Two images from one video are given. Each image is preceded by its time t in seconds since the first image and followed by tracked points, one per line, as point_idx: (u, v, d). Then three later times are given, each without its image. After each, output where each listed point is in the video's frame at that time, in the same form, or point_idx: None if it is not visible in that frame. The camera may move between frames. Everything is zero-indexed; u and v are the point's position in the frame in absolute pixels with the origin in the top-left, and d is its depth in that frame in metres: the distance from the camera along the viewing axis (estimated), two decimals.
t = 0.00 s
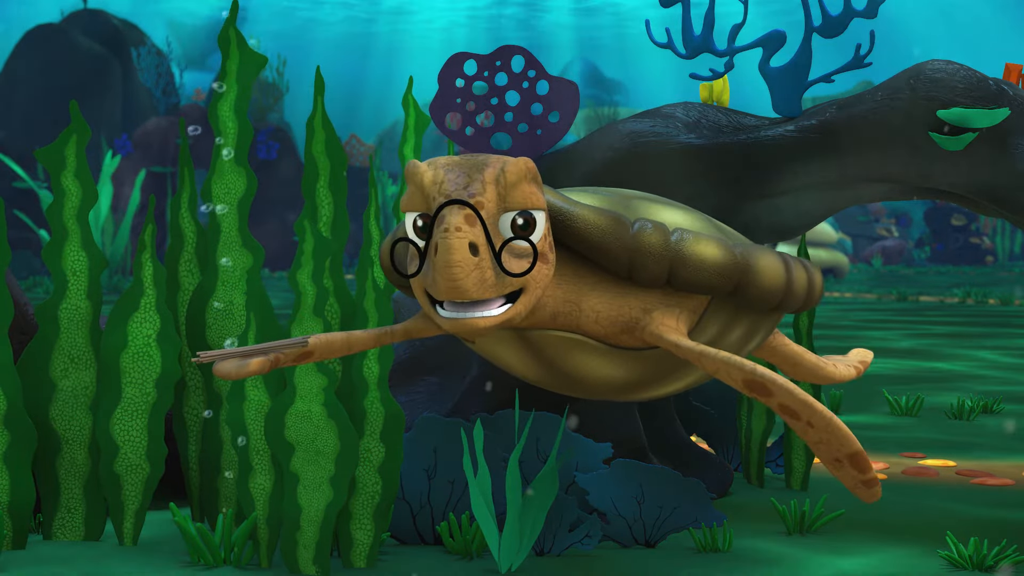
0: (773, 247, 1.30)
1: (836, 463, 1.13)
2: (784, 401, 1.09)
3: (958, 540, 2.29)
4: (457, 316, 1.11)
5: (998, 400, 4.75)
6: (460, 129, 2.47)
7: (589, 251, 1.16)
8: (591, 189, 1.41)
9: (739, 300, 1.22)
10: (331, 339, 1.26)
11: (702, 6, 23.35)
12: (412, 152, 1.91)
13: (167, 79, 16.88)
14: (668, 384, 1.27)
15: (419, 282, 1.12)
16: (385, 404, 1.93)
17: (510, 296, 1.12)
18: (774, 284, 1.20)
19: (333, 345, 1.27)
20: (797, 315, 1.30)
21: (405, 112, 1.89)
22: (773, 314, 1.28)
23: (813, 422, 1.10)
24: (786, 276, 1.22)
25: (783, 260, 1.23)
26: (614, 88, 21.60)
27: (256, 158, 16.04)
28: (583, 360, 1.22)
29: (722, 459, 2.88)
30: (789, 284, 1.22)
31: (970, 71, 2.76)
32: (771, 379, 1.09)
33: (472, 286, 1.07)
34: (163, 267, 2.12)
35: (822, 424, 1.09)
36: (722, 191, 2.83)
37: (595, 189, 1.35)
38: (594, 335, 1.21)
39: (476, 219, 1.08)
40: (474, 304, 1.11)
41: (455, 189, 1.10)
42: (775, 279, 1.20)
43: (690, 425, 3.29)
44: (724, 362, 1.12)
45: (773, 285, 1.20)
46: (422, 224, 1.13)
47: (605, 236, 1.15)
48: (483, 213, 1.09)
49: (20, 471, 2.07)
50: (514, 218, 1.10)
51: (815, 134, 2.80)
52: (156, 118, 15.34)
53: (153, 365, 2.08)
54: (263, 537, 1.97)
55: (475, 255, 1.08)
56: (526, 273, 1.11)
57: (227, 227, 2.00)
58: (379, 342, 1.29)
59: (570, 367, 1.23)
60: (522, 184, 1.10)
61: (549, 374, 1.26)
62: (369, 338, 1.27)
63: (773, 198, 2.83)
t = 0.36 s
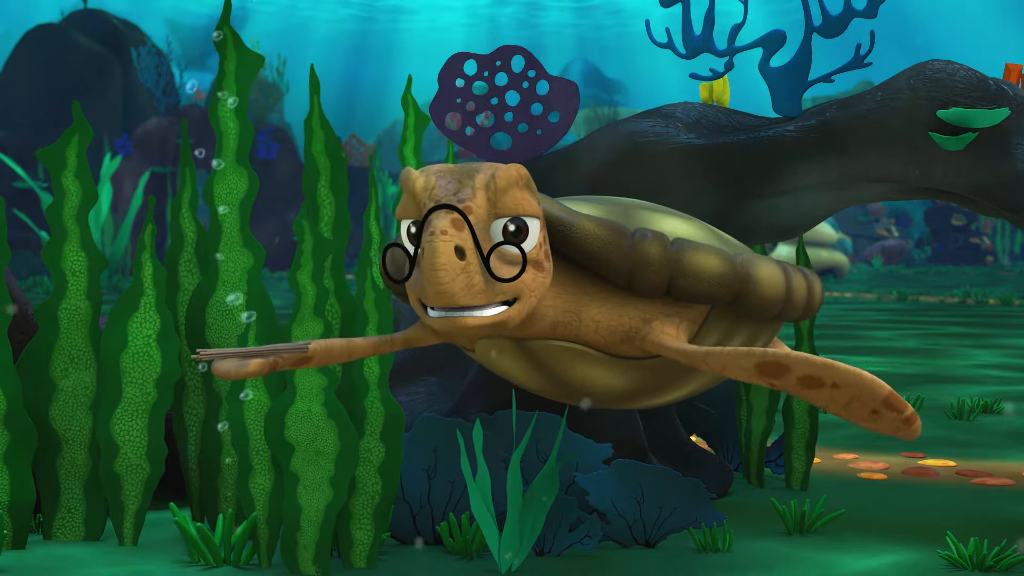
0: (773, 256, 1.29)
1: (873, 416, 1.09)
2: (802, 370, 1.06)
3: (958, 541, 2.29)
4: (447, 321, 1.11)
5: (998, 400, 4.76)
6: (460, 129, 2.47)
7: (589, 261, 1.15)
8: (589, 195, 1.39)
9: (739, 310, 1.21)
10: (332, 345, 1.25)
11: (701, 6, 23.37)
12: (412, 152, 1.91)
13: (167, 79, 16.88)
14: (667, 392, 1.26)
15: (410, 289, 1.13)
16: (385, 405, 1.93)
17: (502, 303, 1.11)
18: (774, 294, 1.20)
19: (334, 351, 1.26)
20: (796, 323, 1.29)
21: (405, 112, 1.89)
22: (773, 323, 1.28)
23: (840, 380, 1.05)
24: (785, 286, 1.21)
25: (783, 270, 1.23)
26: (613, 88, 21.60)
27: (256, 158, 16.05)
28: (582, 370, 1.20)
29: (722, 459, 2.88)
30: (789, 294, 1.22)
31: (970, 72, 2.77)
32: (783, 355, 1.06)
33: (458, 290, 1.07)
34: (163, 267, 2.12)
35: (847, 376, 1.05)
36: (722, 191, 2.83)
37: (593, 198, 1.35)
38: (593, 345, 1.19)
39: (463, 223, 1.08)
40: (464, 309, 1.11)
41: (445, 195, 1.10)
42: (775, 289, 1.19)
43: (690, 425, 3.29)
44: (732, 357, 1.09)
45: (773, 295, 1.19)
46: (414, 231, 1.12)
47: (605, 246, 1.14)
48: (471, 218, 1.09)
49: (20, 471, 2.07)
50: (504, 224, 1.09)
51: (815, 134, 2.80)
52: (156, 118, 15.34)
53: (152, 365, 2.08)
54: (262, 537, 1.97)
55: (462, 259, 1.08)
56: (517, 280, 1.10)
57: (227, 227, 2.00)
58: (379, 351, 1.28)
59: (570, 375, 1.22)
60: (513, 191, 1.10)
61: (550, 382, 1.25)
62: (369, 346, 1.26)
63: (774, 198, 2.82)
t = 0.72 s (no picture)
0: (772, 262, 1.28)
1: (889, 367, 0.96)
2: (808, 347, 0.99)
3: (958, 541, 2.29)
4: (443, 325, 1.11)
5: (998, 400, 4.75)
6: (460, 129, 2.46)
7: (589, 269, 1.15)
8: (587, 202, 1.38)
9: (739, 317, 1.20)
10: (333, 349, 1.23)
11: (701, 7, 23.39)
12: (413, 152, 1.91)
13: (167, 79, 16.87)
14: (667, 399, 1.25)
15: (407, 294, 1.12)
16: (385, 405, 1.93)
17: (498, 308, 1.11)
18: (774, 302, 1.19)
19: (333, 356, 1.23)
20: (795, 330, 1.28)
21: (405, 112, 1.89)
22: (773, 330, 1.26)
23: (849, 347, 0.96)
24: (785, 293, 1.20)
25: (783, 277, 1.22)
26: (614, 88, 21.61)
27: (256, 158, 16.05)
28: (582, 378, 1.19)
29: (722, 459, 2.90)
30: (790, 302, 1.20)
31: (971, 72, 2.77)
32: (786, 339, 1.01)
33: (454, 292, 1.06)
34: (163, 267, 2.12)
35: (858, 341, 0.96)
36: (722, 191, 2.82)
37: (592, 204, 1.34)
38: (594, 352, 1.18)
39: (461, 227, 1.07)
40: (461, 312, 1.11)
41: (442, 198, 1.09)
42: (775, 296, 1.18)
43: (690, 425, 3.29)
44: (736, 352, 1.05)
45: (773, 303, 1.18)
46: (412, 236, 1.11)
47: (605, 254, 1.14)
48: (469, 222, 1.07)
49: (20, 471, 2.07)
50: (501, 229, 1.08)
51: (815, 134, 2.80)
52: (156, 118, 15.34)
53: (153, 364, 2.08)
54: (263, 537, 1.97)
55: (459, 261, 1.07)
56: (513, 285, 1.09)
57: (227, 227, 2.00)
58: (379, 357, 1.27)
59: (569, 384, 1.20)
60: (512, 197, 1.08)
61: (550, 391, 1.24)
62: (371, 352, 1.25)
63: (774, 198, 2.82)
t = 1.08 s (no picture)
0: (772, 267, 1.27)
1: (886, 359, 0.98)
2: (805, 359, 0.99)
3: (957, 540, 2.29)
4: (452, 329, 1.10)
5: (998, 400, 4.75)
6: (460, 129, 2.47)
7: (589, 275, 1.14)
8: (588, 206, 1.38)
9: (738, 323, 1.19)
10: (332, 355, 1.24)
11: (701, 8, 23.40)
12: (412, 152, 1.91)
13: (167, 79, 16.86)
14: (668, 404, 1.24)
15: (414, 295, 1.11)
16: (385, 405, 1.93)
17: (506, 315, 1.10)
18: (773, 307, 1.18)
19: (333, 361, 1.24)
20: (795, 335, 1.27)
21: (405, 112, 1.89)
22: (773, 335, 1.25)
23: (845, 354, 0.97)
24: (785, 298, 1.19)
25: (783, 281, 1.20)
26: (614, 88, 21.62)
27: (256, 158, 16.05)
28: (582, 383, 1.17)
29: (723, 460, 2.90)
30: (788, 306, 1.19)
31: (970, 71, 2.77)
32: (782, 354, 1.00)
33: (468, 295, 1.06)
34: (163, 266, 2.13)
35: (852, 349, 0.97)
36: (722, 191, 2.83)
37: (595, 210, 1.34)
38: (594, 357, 1.17)
39: (477, 230, 1.08)
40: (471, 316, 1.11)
41: (456, 201, 1.09)
42: (774, 301, 1.18)
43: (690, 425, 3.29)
44: (733, 364, 1.05)
45: (773, 307, 1.18)
46: (422, 238, 1.12)
47: (604, 260, 1.13)
48: (484, 226, 1.08)
49: (20, 470, 2.07)
50: (514, 234, 1.09)
51: (815, 135, 2.80)
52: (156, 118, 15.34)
53: (152, 364, 2.08)
54: (263, 536, 1.97)
55: (474, 264, 1.07)
56: (525, 291, 1.09)
57: (227, 227, 2.01)
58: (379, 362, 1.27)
59: (569, 389, 1.19)
60: (523, 202, 1.09)
61: (549, 396, 1.22)
62: (370, 357, 1.25)
63: (773, 198, 2.82)
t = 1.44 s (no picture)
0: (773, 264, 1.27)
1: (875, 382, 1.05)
2: (801, 381, 1.03)
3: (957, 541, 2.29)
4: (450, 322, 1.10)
5: (998, 400, 4.75)
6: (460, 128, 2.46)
7: (589, 272, 1.14)
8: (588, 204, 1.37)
9: (739, 319, 1.19)
10: (332, 353, 1.25)
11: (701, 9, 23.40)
12: (412, 153, 1.91)
13: (167, 78, 16.84)
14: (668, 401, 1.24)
15: (413, 291, 1.10)
16: (385, 405, 1.93)
17: (502, 310, 1.10)
18: (774, 304, 1.17)
19: (333, 359, 1.25)
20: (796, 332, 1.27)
21: (405, 112, 1.89)
22: (772, 333, 1.25)
23: (838, 381, 1.03)
24: (785, 296, 1.18)
25: (783, 278, 1.20)
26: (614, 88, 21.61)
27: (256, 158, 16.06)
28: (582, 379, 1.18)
29: (723, 459, 2.89)
30: (789, 304, 1.19)
31: (970, 71, 2.77)
32: (780, 372, 1.03)
33: (464, 290, 1.05)
34: (163, 266, 2.13)
35: (847, 378, 1.03)
36: (722, 191, 2.83)
37: (596, 208, 1.33)
38: (594, 354, 1.17)
39: (472, 225, 1.07)
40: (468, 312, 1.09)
41: (451, 196, 1.09)
42: (775, 297, 1.17)
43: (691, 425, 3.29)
44: (728, 372, 1.05)
45: (774, 304, 1.17)
46: (419, 234, 1.11)
47: (605, 256, 1.12)
48: (479, 221, 1.08)
49: (20, 470, 2.07)
50: (510, 229, 1.08)
51: (815, 134, 2.80)
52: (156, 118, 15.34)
53: (152, 365, 2.08)
54: (262, 536, 1.97)
55: (469, 259, 1.06)
56: (521, 285, 1.09)
57: (228, 227, 2.00)
58: (378, 359, 1.28)
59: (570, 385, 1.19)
60: (521, 198, 1.09)
61: (551, 393, 1.23)
62: (370, 354, 1.27)
63: (773, 198, 2.82)
